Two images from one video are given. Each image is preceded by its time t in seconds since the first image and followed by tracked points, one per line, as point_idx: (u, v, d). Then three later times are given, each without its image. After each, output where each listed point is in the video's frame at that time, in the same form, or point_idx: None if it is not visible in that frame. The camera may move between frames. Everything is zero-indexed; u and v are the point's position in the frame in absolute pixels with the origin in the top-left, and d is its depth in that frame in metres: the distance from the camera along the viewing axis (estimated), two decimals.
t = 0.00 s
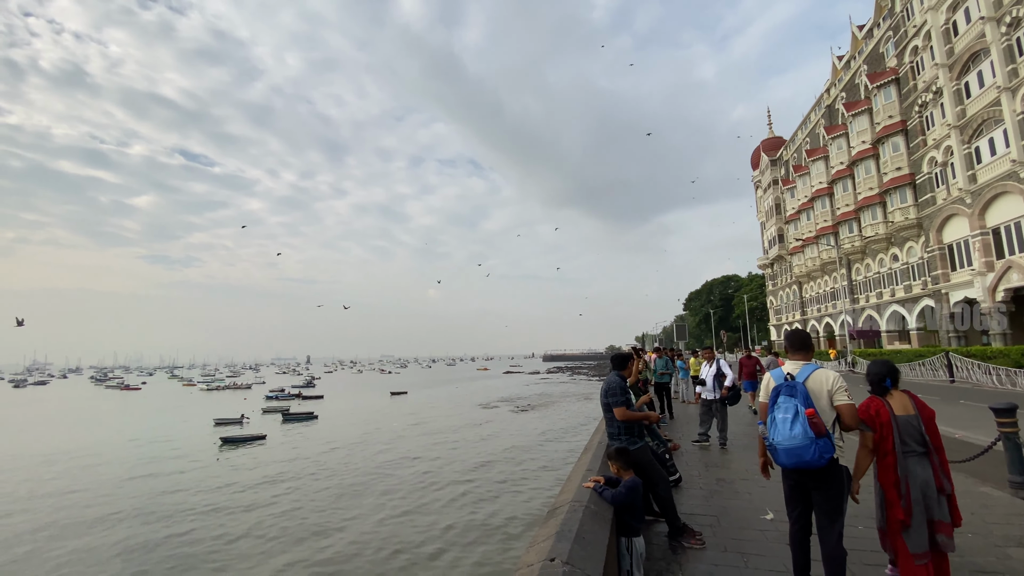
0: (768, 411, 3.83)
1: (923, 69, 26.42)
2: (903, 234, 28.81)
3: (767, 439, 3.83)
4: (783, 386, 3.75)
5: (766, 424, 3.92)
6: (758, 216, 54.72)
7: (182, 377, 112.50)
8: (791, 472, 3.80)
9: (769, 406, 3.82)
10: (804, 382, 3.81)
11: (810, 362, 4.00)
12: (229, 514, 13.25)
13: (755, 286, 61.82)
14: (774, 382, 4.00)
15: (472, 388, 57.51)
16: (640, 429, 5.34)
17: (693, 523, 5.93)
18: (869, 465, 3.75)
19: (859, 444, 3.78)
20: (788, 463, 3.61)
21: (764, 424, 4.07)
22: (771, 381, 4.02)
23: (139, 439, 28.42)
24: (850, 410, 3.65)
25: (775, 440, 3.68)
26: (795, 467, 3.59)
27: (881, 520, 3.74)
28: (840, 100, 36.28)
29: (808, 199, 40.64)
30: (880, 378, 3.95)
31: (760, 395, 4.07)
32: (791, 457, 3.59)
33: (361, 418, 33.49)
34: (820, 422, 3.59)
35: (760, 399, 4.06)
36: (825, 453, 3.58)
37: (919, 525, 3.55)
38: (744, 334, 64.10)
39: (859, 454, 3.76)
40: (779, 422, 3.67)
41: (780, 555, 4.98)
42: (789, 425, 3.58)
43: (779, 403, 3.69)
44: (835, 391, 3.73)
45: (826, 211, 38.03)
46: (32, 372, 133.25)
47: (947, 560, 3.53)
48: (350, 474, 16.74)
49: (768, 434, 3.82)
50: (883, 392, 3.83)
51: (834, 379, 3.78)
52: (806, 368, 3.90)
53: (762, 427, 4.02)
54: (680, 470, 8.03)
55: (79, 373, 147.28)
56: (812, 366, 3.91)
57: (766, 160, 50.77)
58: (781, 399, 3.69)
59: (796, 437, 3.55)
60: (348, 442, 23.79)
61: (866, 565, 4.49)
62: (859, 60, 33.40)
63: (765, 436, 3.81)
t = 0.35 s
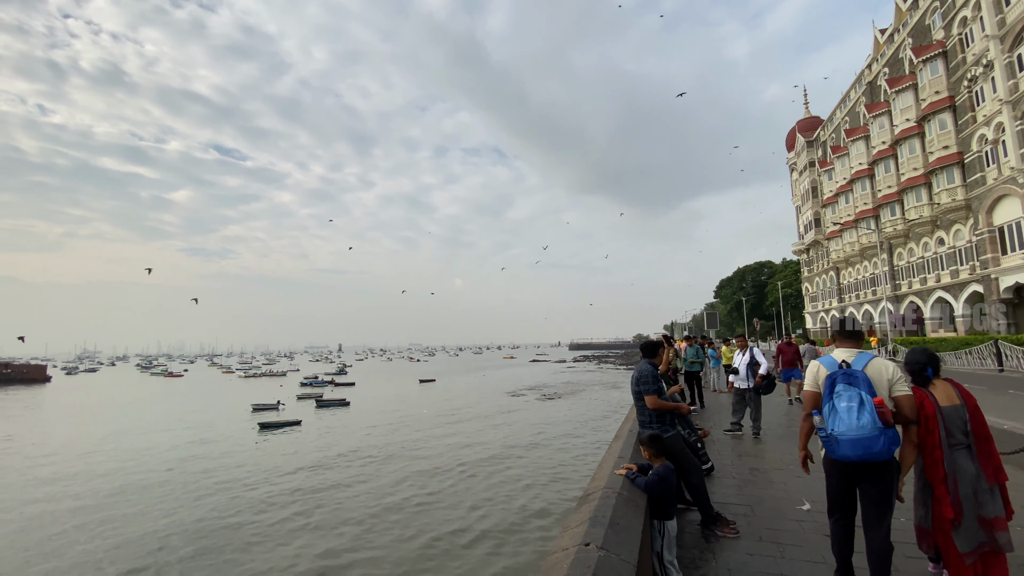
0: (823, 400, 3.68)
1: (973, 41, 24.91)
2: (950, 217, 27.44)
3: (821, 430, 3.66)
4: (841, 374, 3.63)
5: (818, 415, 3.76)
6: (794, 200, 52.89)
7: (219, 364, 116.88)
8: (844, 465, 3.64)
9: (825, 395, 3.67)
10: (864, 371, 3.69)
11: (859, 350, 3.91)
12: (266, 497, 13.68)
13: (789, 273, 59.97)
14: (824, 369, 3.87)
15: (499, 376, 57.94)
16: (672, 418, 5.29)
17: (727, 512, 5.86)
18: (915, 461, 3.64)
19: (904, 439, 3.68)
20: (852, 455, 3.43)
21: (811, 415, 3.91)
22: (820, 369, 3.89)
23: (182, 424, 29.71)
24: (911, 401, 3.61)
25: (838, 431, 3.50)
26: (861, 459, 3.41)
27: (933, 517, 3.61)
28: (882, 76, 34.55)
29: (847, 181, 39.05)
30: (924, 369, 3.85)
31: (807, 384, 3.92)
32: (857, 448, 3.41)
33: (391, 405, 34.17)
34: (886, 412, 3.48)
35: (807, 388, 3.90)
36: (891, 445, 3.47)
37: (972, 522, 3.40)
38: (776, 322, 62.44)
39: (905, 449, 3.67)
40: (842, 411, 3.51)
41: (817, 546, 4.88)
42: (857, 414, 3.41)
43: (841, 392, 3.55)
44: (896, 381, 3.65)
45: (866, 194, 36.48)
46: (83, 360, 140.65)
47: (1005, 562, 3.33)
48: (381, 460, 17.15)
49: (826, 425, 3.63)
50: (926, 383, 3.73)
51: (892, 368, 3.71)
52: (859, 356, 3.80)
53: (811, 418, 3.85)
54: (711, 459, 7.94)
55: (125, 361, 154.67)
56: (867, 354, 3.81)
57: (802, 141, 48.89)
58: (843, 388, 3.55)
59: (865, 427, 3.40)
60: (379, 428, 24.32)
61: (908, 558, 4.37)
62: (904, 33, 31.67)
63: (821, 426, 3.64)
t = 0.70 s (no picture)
0: (868, 390, 3.54)
1: None
2: (998, 198, 26.04)
3: (866, 422, 3.54)
4: (887, 364, 3.51)
5: (862, 405, 3.63)
6: (830, 183, 50.98)
7: (254, 352, 120.51)
8: (890, 458, 3.52)
9: (870, 385, 3.54)
10: (909, 359, 3.56)
11: (904, 338, 3.77)
12: (299, 482, 14.08)
13: (823, 258, 58.03)
14: (867, 358, 3.73)
15: (525, 364, 58.16)
16: (703, 406, 5.22)
17: (759, 501, 5.78)
18: (969, 458, 3.44)
19: (957, 434, 3.48)
20: (901, 448, 3.30)
21: (852, 405, 3.78)
22: (862, 357, 3.76)
23: (219, 410, 30.81)
24: (960, 391, 3.45)
25: (885, 423, 3.37)
26: (909, 453, 3.29)
27: (978, 514, 3.49)
28: (926, 50, 32.80)
29: (887, 162, 37.39)
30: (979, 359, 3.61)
31: (847, 372, 3.79)
32: (906, 442, 3.28)
33: (419, 392, 34.71)
34: (937, 403, 3.34)
35: (849, 378, 3.78)
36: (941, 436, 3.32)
37: None
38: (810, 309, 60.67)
39: (959, 445, 3.46)
40: (889, 403, 3.37)
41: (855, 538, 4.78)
42: (907, 406, 3.27)
43: (888, 382, 3.42)
44: (943, 370, 3.51)
45: (908, 175, 34.89)
46: (127, 347, 147.14)
47: None
48: (410, 446, 17.50)
49: (870, 416, 3.51)
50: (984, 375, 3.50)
51: (940, 356, 3.56)
52: (906, 344, 3.66)
53: (853, 408, 3.73)
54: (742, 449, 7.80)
55: (166, 348, 161.33)
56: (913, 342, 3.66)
57: (839, 121, 46.94)
58: (890, 379, 3.42)
59: (914, 420, 3.27)
60: (407, 415, 24.75)
61: (950, 551, 4.24)
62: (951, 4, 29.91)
63: (865, 418, 3.51)
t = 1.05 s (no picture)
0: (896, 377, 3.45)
1: None
2: None
3: (892, 408, 3.46)
4: (916, 350, 3.38)
5: (890, 392, 3.56)
6: (868, 164, 48.97)
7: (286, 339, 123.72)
8: (922, 445, 3.43)
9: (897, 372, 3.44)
10: (942, 346, 3.42)
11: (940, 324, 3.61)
12: (331, 467, 14.46)
13: (860, 243, 55.95)
14: (898, 344, 3.61)
15: (550, 352, 58.26)
16: (734, 394, 5.14)
17: (792, 491, 5.68)
18: None
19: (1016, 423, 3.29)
20: (925, 435, 3.23)
21: (883, 391, 3.71)
22: (894, 343, 3.64)
23: (255, 395, 31.87)
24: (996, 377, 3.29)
25: (909, 410, 3.29)
26: (934, 440, 3.22)
27: None
28: (974, 22, 30.98)
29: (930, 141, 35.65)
30: None
31: (879, 358, 3.69)
32: (930, 428, 3.21)
33: (446, 379, 35.12)
34: (966, 390, 3.20)
35: (879, 364, 3.68)
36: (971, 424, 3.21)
37: None
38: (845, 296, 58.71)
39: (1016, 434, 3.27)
40: (915, 389, 3.29)
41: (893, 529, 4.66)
42: (932, 393, 3.19)
43: (915, 368, 3.31)
44: (978, 356, 3.35)
45: (952, 155, 33.24)
46: (167, 334, 153.23)
47: None
48: (437, 432, 17.80)
49: (896, 403, 3.43)
50: None
51: (976, 341, 3.39)
52: (941, 329, 3.51)
53: (882, 395, 3.66)
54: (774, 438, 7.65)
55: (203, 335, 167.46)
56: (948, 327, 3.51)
57: (879, 99, 44.91)
58: (917, 364, 3.31)
59: (939, 407, 3.17)
60: (435, 401, 25.17)
61: (995, 544, 4.08)
62: None
63: (891, 405, 3.44)
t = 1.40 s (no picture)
0: (930, 363, 3.36)
1: None
2: None
3: (925, 396, 3.37)
4: (951, 337, 3.26)
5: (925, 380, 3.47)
6: (910, 146, 46.80)
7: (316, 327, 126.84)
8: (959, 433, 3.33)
9: (931, 358, 3.35)
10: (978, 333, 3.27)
11: (984, 310, 3.43)
12: (360, 453, 14.81)
13: (900, 229, 53.69)
14: (937, 332, 3.49)
15: (575, 341, 58.13)
16: (768, 383, 5.04)
17: (826, 482, 5.57)
18: None
19: None
20: (953, 422, 3.16)
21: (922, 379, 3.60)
22: (933, 332, 3.51)
23: (287, 382, 32.88)
24: None
25: (938, 397, 3.21)
26: (962, 427, 3.13)
27: None
28: None
29: (978, 120, 33.79)
30: None
31: (919, 347, 3.59)
32: (958, 416, 3.12)
33: (472, 368, 35.42)
34: (999, 379, 3.05)
35: (918, 352, 3.59)
36: (1004, 413, 3.06)
37: None
38: (883, 284, 56.59)
39: None
40: (944, 376, 3.20)
41: (933, 523, 4.51)
42: (960, 380, 3.10)
43: (947, 356, 3.21)
44: (1017, 344, 3.17)
45: (1001, 135, 31.50)
46: (204, 323, 159.17)
47: None
48: (463, 420, 18.04)
49: (929, 391, 3.35)
50: None
51: (1016, 328, 3.19)
52: (981, 316, 3.34)
53: (920, 383, 3.56)
54: (808, 429, 7.49)
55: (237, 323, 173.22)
56: (989, 314, 3.34)
57: (922, 77, 42.75)
58: (950, 352, 3.21)
59: (966, 394, 3.07)
60: (461, 389, 25.47)
61: None
62: None
63: (924, 393, 3.37)
